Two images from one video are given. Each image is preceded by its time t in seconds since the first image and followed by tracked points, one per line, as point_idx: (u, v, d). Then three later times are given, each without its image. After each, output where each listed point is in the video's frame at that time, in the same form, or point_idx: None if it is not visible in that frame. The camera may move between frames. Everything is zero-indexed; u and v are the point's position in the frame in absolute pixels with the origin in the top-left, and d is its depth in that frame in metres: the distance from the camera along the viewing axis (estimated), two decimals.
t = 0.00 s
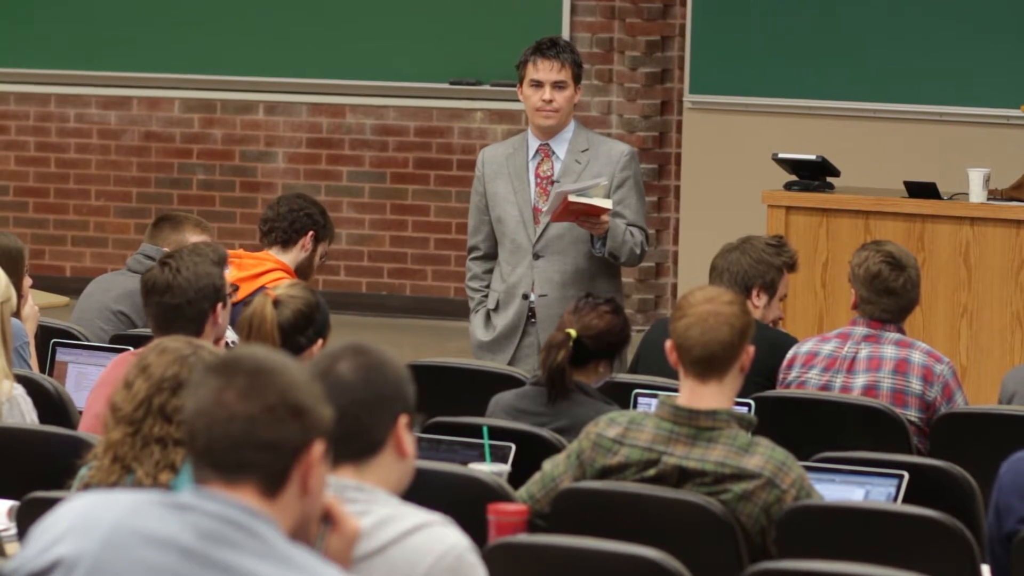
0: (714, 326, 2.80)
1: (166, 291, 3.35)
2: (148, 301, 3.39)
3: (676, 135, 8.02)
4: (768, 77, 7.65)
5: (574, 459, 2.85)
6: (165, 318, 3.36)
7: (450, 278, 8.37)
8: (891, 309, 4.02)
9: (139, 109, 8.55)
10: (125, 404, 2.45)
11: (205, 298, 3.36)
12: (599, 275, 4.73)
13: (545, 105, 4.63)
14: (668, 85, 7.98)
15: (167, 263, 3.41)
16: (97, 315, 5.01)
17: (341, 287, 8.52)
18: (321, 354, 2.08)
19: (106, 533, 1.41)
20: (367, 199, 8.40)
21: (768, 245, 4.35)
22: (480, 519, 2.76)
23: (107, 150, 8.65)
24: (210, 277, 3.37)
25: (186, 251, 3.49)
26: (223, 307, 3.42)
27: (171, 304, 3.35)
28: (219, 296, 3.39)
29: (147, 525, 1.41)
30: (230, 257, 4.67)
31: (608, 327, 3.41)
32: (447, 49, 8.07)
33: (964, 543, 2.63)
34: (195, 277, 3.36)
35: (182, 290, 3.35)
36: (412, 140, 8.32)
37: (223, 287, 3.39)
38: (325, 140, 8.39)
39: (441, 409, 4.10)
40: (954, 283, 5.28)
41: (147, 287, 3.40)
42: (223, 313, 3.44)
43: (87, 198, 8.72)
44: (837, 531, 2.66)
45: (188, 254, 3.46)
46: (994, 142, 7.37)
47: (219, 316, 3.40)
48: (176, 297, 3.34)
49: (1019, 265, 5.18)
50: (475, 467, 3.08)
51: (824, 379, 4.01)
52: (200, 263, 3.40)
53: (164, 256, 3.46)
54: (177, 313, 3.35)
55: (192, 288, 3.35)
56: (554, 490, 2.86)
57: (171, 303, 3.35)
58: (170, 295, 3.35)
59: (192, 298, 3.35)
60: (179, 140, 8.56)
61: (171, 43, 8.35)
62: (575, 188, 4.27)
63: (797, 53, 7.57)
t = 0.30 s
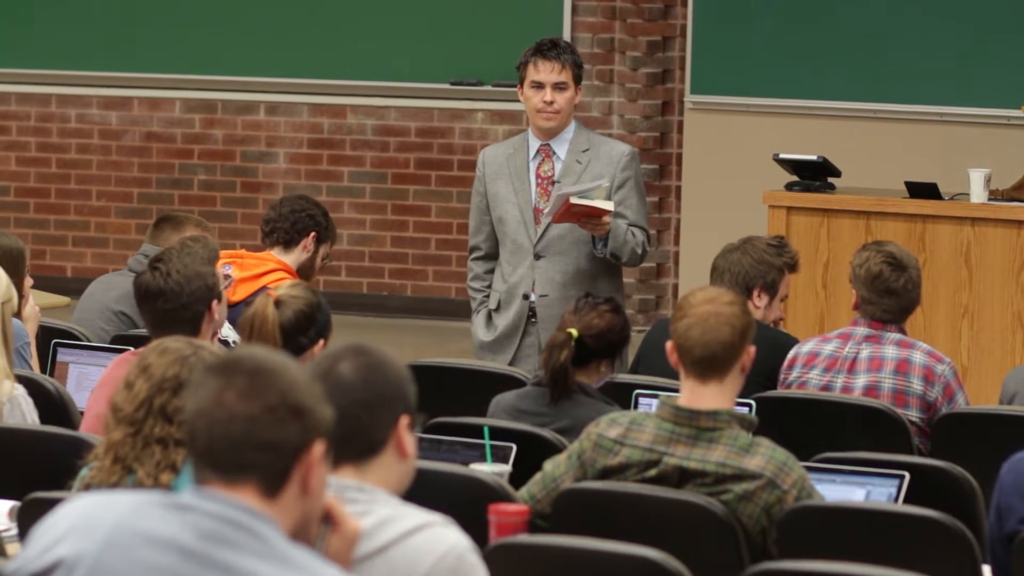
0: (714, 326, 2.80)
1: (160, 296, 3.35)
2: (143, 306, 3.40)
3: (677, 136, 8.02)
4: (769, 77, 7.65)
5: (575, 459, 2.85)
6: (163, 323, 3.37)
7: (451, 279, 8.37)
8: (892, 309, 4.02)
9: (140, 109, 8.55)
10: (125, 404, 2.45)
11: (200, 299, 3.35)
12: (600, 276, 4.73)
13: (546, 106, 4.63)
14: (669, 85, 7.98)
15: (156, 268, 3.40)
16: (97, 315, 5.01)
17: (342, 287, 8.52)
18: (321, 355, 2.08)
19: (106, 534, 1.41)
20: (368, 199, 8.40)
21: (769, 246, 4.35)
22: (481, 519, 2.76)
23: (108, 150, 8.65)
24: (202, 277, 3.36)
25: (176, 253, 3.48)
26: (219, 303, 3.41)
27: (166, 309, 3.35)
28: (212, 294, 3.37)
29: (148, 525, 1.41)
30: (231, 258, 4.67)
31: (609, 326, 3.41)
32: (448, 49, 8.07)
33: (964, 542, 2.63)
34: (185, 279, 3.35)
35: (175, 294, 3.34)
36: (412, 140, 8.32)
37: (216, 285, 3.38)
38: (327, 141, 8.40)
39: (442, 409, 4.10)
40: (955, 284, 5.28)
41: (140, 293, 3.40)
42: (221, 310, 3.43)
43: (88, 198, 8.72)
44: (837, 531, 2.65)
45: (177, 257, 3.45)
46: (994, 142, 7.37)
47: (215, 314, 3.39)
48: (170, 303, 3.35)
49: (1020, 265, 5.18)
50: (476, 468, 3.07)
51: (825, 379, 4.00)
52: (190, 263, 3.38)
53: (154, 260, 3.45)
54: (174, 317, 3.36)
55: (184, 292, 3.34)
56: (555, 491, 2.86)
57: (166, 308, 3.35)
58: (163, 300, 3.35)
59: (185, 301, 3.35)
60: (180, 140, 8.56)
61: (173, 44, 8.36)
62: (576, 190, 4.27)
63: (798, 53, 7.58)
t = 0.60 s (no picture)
0: (718, 327, 2.80)
1: (159, 301, 3.35)
2: (142, 311, 3.39)
3: (680, 136, 8.01)
4: (772, 78, 7.65)
5: (577, 460, 2.85)
6: (164, 328, 3.38)
7: (454, 279, 8.37)
8: (895, 310, 4.02)
9: (143, 110, 8.56)
10: (129, 405, 2.45)
11: (198, 301, 3.36)
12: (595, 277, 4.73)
13: (544, 107, 4.63)
14: (672, 86, 7.98)
15: (151, 272, 3.38)
16: (100, 315, 5.02)
17: (345, 288, 8.52)
18: (324, 355, 2.08)
19: (110, 534, 1.42)
20: (370, 199, 8.40)
21: (772, 247, 4.35)
22: (484, 520, 2.76)
23: (111, 151, 8.65)
24: (199, 278, 3.36)
25: (170, 254, 3.46)
26: (218, 304, 3.41)
27: (165, 313, 3.36)
28: (210, 295, 3.37)
29: (150, 526, 1.42)
30: (235, 258, 4.67)
31: (612, 327, 3.41)
32: (451, 49, 8.07)
33: (967, 543, 2.63)
34: (182, 283, 3.35)
35: (174, 299, 3.35)
36: (415, 141, 8.32)
37: (213, 285, 3.38)
38: (329, 141, 8.40)
39: (445, 409, 4.10)
40: (958, 284, 5.28)
41: (138, 298, 3.39)
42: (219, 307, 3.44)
43: (90, 198, 8.72)
44: (841, 531, 2.65)
45: (171, 258, 3.43)
46: (997, 143, 7.37)
47: (215, 314, 3.39)
48: (168, 308, 3.35)
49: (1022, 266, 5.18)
50: (478, 468, 3.07)
51: (828, 380, 4.00)
52: (185, 266, 3.38)
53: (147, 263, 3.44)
54: (174, 322, 3.36)
55: (182, 296, 3.34)
56: (558, 491, 2.86)
57: (166, 312, 3.35)
58: (162, 306, 3.36)
59: (183, 305, 3.35)
60: (183, 141, 8.57)
61: (176, 44, 8.36)
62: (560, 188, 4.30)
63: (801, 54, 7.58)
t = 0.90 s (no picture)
0: (728, 329, 2.80)
1: (167, 302, 3.36)
2: (150, 311, 3.40)
3: (688, 137, 8.01)
4: (781, 78, 7.65)
5: (586, 461, 2.85)
6: (172, 329, 3.39)
7: (463, 280, 8.38)
8: (905, 310, 4.01)
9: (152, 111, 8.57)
10: (138, 405, 2.46)
11: (206, 302, 3.36)
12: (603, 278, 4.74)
13: (551, 109, 4.63)
14: (681, 87, 7.98)
15: (158, 273, 3.39)
16: (109, 315, 5.03)
17: (353, 288, 8.53)
18: (334, 355, 2.08)
19: (121, 535, 1.42)
20: (379, 200, 8.41)
21: (781, 248, 4.34)
22: (493, 520, 2.77)
23: (120, 151, 8.66)
24: (206, 278, 3.37)
25: (176, 253, 3.46)
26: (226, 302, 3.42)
27: (173, 314, 3.37)
28: (217, 294, 3.38)
29: (160, 526, 1.42)
30: (244, 258, 4.68)
31: (623, 327, 3.42)
32: (460, 50, 8.08)
33: (978, 545, 2.63)
34: (189, 282, 3.36)
35: (181, 299, 3.36)
36: (424, 141, 8.33)
37: (221, 285, 3.39)
38: (338, 142, 8.41)
39: (454, 409, 4.11)
40: (967, 285, 5.28)
41: (146, 298, 3.40)
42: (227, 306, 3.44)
43: (99, 199, 8.73)
44: (852, 531, 2.65)
45: (178, 257, 3.43)
46: (1006, 144, 7.37)
47: (223, 312, 3.40)
48: (175, 309, 3.36)
49: None
50: (487, 469, 3.08)
51: (837, 380, 4.00)
52: (192, 266, 3.39)
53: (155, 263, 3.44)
54: (182, 323, 3.37)
55: (189, 296, 3.35)
56: (567, 491, 2.86)
57: (173, 313, 3.36)
58: (170, 307, 3.36)
59: (191, 305, 3.36)
60: (192, 141, 8.57)
61: (187, 44, 8.39)
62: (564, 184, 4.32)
63: (810, 54, 7.58)
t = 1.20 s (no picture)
0: (743, 330, 2.80)
1: (182, 302, 3.37)
2: (165, 312, 3.41)
3: (703, 137, 8.01)
4: (795, 77, 7.65)
5: (601, 461, 2.86)
6: (188, 329, 3.40)
7: (477, 280, 8.39)
8: (919, 310, 4.01)
9: (167, 111, 8.60)
10: (152, 405, 2.47)
11: (221, 301, 3.37)
12: (619, 278, 4.74)
13: (558, 109, 4.65)
14: (695, 87, 7.98)
15: (173, 273, 3.40)
16: (124, 315, 5.04)
17: (368, 288, 8.54)
18: (350, 355, 2.09)
19: (133, 535, 1.43)
20: (394, 200, 8.43)
21: (796, 248, 4.34)
22: (508, 520, 2.77)
23: (135, 151, 8.68)
24: (221, 277, 3.38)
25: (190, 254, 3.48)
26: (240, 301, 3.44)
27: (189, 314, 3.37)
28: (233, 293, 3.39)
29: (172, 527, 1.43)
30: (259, 258, 4.70)
31: (637, 327, 3.42)
32: (474, 50, 8.10)
33: (992, 545, 2.62)
34: (204, 281, 3.37)
35: (197, 299, 3.36)
36: (439, 141, 8.34)
37: (235, 284, 3.40)
38: (353, 142, 8.42)
39: (468, 409, 4.11)
40: (982, 286, 5.27)
41: (161, 299, 3.41)
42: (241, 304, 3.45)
43: (113, 199, 8.74)
44: (865, 531, 2.65)
45: (192, 257, 3.44)
46: (1021, 144, 7.37)
47: (238, 311, 3.42)
48: (191, 308, 3.37)
49: None
50: (502, 469, 3.08)
51: (852, 381, 4.00)
52: (206, 265, 3.40)
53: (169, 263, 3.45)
54: (198, 323, 3.38)
55: (205, 296, 3.36)
56: (582, 492, 2.87)
57: (189, 313, 3.37)
58: (185, 306, 3.37)
59: (207, 305, 3.37)
60: (206, 141, 8.60)
61: (191, 44, 8.41)
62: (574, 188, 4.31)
63: (824, 52, 7.58)
